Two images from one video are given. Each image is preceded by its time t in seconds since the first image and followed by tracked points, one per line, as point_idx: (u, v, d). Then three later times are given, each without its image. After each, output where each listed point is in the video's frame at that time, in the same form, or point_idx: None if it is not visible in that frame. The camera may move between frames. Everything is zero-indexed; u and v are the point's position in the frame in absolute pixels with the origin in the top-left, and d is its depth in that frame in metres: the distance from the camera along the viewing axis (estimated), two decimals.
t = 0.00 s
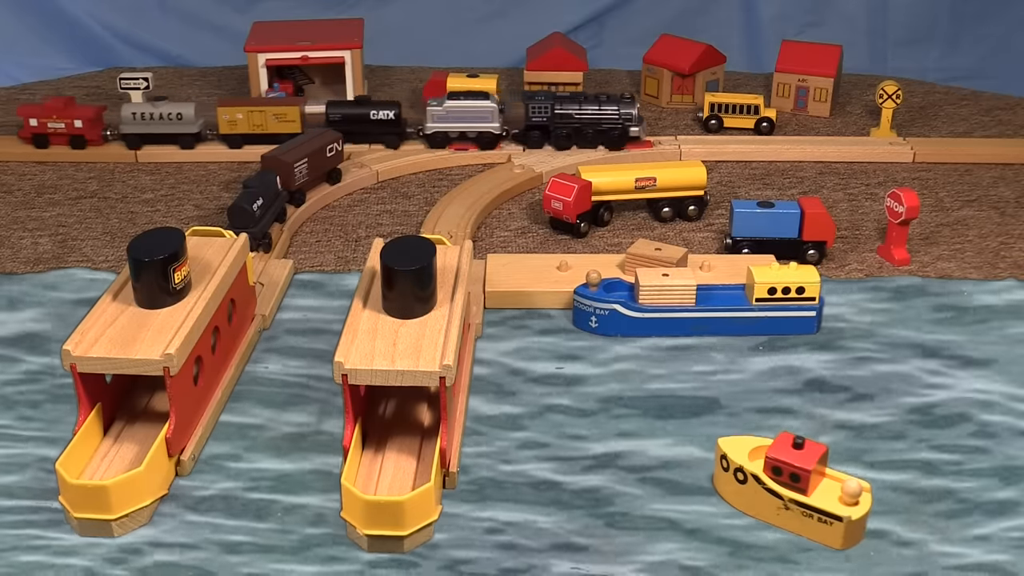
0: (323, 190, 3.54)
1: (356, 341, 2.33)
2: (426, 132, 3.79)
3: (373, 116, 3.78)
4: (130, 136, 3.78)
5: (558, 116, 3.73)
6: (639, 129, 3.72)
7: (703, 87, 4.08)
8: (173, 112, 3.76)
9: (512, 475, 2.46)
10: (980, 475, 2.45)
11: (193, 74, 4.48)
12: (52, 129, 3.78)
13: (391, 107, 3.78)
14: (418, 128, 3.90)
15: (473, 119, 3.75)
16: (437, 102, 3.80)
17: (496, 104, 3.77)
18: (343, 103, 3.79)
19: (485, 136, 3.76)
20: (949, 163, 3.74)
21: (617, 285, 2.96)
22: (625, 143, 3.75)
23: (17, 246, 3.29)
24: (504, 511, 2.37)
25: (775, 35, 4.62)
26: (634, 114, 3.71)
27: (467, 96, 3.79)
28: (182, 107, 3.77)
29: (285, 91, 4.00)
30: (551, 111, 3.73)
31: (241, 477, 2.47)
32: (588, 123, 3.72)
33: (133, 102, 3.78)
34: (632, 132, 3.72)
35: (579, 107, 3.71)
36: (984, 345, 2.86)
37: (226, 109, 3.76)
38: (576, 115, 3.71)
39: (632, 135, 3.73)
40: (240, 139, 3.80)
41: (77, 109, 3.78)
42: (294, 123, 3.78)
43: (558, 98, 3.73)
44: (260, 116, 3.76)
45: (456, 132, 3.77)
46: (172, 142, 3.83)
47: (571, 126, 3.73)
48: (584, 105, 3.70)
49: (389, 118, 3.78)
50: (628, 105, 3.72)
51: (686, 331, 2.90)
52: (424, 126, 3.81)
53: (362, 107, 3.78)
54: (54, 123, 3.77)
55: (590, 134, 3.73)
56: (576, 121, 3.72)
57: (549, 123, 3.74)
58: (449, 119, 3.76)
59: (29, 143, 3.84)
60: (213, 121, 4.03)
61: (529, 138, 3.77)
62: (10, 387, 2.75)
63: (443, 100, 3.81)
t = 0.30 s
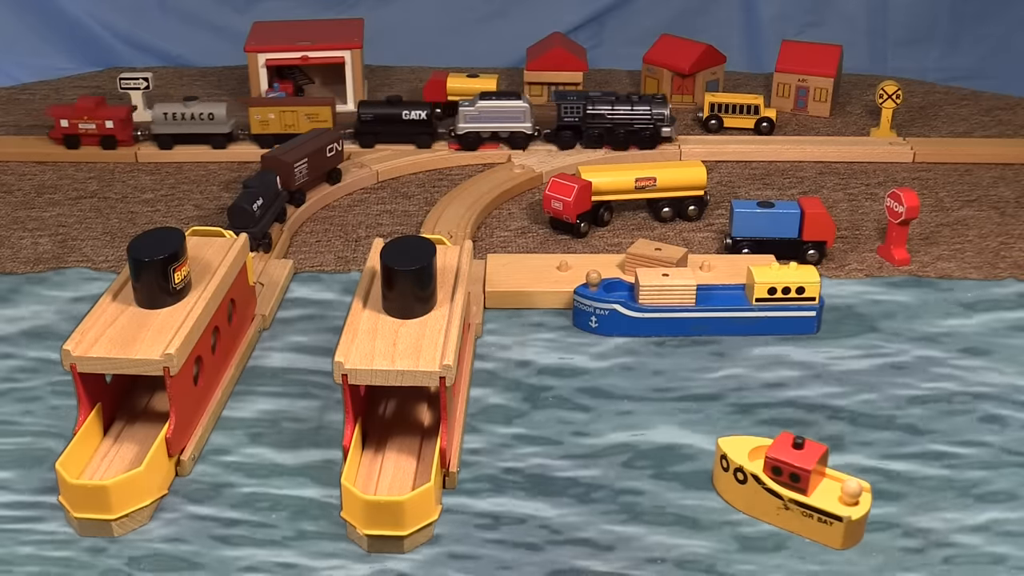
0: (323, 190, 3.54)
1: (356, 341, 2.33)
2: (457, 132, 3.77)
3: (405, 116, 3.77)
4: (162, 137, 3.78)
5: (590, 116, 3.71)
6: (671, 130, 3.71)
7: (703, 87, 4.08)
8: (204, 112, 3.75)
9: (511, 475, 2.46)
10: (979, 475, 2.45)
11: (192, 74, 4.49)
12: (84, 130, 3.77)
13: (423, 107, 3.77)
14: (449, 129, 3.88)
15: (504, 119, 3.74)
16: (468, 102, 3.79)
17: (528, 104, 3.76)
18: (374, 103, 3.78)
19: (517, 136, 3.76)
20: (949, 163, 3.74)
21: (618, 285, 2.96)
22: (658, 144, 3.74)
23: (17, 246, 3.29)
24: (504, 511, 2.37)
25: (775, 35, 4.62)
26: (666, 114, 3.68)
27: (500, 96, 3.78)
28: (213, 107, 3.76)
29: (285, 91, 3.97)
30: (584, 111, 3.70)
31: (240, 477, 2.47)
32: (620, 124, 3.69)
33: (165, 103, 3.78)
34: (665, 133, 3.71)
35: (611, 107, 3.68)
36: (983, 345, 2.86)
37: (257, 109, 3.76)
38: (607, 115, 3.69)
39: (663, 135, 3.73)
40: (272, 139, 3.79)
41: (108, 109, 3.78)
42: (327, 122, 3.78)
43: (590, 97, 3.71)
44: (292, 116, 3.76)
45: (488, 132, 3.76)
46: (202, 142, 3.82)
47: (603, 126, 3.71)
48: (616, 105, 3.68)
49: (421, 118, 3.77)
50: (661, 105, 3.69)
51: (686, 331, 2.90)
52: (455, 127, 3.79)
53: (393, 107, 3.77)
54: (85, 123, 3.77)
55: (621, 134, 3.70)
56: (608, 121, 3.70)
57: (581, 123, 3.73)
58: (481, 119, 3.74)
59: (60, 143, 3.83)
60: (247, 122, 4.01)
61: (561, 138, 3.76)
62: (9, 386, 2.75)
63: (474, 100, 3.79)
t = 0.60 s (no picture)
0: (323, 190, 3.54)
1: (356, 342, 2.33)
2: (490, 132, 3.77)
3: (438, 116, 3.74)
4: (194, 137, 3.78)
5: (623, 116, 3.69)
6: (704, 129, 3.73)
7: (703, 87, 4.08)
8: (237, 112, 3.75)
9: (510, 475, 2.46)
10: (979, 475, 2.45)
11: (192, 74, 4.49)
12: (115, 130, 3.76)
13: (456, 108, 3.74)
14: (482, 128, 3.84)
15: (538, 119, 3.73)
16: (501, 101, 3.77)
17: (561, 103, 3.74)
18: (407, 103, 3.75)
19: (550, 136, 3.74)
20: (949, 163, 3.74)
21: (617, 285, 2.96)
22: (690, 142, 3.76)
23: (17, 246, 3.29)
24: (503, 511, 2.37)
25: (776, 35, 4.62)
26: (699, 113, 3.70)
27: (533, 96, 3.76)
28: (247, 107, 3.76)
29: (285, 91, 3.97)
30: (617, 111, 3.68)
31: (240, 477, 2.48)
32: (654, 123, 3.69)
33: (197, 102, 3.78)
34: (698, 131, 3.73)
35: (644, 106, 3.67)
36: (982, 346, 2.86)
37: (290, 108, 3.75)
38: (641, 114, 3.68)
39: (696, 134, 3.75)
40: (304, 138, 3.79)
41: (140, 109, 3.77)
42: (359, 122, 3.77)
43: (623, 98, 3.69)
44: (325, 115, 3.75)
45: (522, 132, 3.75)
46: (235, 142, 3.82)
47: (636, 126, 3.69)
48: (650, 105, 3.67)
49: (454, 118, 3.74)
50: (694, 104, 3.70)
51: (686, 331, 2.90)
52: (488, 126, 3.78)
53: (426, 107, 3.74)
54: (118, 123, 3.75)
55: (654, 134, 3.70)
56: (641, 120, 3.68)
57: (615, 123, 3.70)
58: (514, 119, 3.73)
59: (92, 143, 3.82)
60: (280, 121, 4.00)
61: (593, 137, 3.74)
62: (7, 387, 2.75)
63: (506, 99, 3.78)
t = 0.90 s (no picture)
0: (323, 190, 3.54)
1: (356, 341, 2.33)
2: (523, 132, 3.79)
3: (470, 116, 3.75)
4: (226, 136, 3.79)
5: (656, 116, 3.71)
6: (736, 129, 3.75)
7: (703, 87, 4.07)
8: (270, 112, 3.76)
9: (510, 475, 2.46)
10: (978, 475, 2.45)
11: (193, 74, 4.49)
12: (148, 129, 3.77)
13: (489, 108, 3.75)
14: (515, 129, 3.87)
15: (570, 118, 3.74)
16: (534, 101, 3.79)
17: (595, 103, 3.75)
18: (440, 104, 3.76)
19: (583, 136, 3.76)
20: (949, 163, 3.74)
21: (618, 285, 2.96)
22: (723, 142, 3.78)
23: (17, 246, 3.29)
24: (502, 511, 2.37)
25: (776, 35, 4.62)
26: (731, 113, 3.73)
27: (565, 95, 3.77)
28: (280, 106, 3.76)
29: (285, 91, 3.98)
30: (650, 111, 3.70)
31: (239, 476, 2.47)
32: (686, 123, 3.72)
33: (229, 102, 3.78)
34: (729, 131, 3.75)
35: (677, 106, 3.70)
36: (982, 346, 2.86)
37: (324, 109, 3.79)
38: (673, 114, 3.71)
39: (729, 134, 3.77)
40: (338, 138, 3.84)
41: (173, 109, 3.78)
42: (393, 123, 3.79)
43: (656, 98, 3.71)
44: (358, 116, 3.78)
45: (553, 132, 3.77)
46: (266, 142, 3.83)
47: (669, 126, 3.73)
48: (682, 105, 3.70)
49: (487, 118, 3.75)
50: (728, 104, 3.73)
51: (686, 331, 2.90)
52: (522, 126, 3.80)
53: (459, 107, 3.75)
54: (150, 123, 3.76)
55: (688, 134, 3.73)
56: (675, 120, 3.72)
57: (648, 124, 3.72)
58: (546, 119, 3.75)
59: (123, 143, 3.83)
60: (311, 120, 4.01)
61: (625, 138, 3.73)
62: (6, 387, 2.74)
63: (540, 99, 3.79)
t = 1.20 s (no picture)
0: (323, 190, 3.54)
1: (356, 342, 2.33)
2: (557, 131, 3.77)
3: (505, 116, 3.73)
4: (259, 136, 3.78)
5: (689, 116, 3.72)
6: (770, 129, 3.74)
7: (703, 87, 4.07)
8: (304, 111, 3.76)
9: (509, 475, 2.46)
10: (977, 476, 2.45)
11: (193, 74, 4.49)
12: (182, 129, 3.77)
13: (523, 108, 3.75)
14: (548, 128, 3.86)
15: (605, 119, 3.72)
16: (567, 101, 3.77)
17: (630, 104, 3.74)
18: (474, 104, 3.74)
19: (617, 136, 3.72)
20: (949, 163, 3.74)
21: (618, 285, 2.96)
22: (757, 143, 3.77)
23: (17, 246, 3.29)
24: (502, 511, 2.37)
25: (775, 36, 4.62)
26: (765, 113, 3.72)
27: (600, 96, 3.76)
28: (314, 106, 3.76)
29: (285, 91, 3.96)
30: (684, 110, 3.70)
31: (238, 476, 2.47)
32: (720, 123, 3.72)
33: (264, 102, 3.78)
34: (763, 132, 3.74)
35: (710, 106, 3.70)
36: (981, 346, 2.86)
37: (358, 109, 3.77)
38: (707, 114, 3.71)
39: (762, 135, 3.76)
40: (371, 138, 3.81)
41: (206, 109, 3.78)
42: (427, 123, 3.78)
43: (690, 97, 3.70)
44: (393, 116, 3.76)
45: (588, 132, 3.75)
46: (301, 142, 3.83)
47: (702, 125, 3.73)
48: (716, 105, 3.70)
49: (521, 118, 3.74)
50: (762, 104, 3.72)
51: (686, 331, 2.90)
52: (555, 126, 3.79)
53: (494, 107, 3.73)
54: (184, 123, 3.77)
55: (721, 134, 3.73)
56: (708, 120, 3.72)
57: (681, 123, 3.73)
58: (581, 119, 3.73)
59: (157, 143, 3.83)
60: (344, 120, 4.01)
61: (659, 138, 3.74)
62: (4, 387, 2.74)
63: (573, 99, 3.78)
